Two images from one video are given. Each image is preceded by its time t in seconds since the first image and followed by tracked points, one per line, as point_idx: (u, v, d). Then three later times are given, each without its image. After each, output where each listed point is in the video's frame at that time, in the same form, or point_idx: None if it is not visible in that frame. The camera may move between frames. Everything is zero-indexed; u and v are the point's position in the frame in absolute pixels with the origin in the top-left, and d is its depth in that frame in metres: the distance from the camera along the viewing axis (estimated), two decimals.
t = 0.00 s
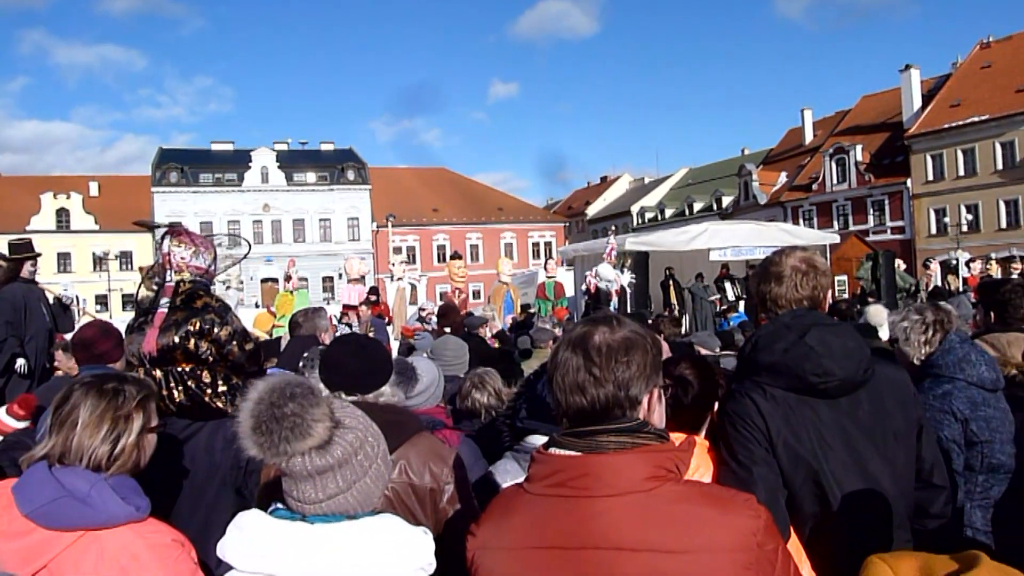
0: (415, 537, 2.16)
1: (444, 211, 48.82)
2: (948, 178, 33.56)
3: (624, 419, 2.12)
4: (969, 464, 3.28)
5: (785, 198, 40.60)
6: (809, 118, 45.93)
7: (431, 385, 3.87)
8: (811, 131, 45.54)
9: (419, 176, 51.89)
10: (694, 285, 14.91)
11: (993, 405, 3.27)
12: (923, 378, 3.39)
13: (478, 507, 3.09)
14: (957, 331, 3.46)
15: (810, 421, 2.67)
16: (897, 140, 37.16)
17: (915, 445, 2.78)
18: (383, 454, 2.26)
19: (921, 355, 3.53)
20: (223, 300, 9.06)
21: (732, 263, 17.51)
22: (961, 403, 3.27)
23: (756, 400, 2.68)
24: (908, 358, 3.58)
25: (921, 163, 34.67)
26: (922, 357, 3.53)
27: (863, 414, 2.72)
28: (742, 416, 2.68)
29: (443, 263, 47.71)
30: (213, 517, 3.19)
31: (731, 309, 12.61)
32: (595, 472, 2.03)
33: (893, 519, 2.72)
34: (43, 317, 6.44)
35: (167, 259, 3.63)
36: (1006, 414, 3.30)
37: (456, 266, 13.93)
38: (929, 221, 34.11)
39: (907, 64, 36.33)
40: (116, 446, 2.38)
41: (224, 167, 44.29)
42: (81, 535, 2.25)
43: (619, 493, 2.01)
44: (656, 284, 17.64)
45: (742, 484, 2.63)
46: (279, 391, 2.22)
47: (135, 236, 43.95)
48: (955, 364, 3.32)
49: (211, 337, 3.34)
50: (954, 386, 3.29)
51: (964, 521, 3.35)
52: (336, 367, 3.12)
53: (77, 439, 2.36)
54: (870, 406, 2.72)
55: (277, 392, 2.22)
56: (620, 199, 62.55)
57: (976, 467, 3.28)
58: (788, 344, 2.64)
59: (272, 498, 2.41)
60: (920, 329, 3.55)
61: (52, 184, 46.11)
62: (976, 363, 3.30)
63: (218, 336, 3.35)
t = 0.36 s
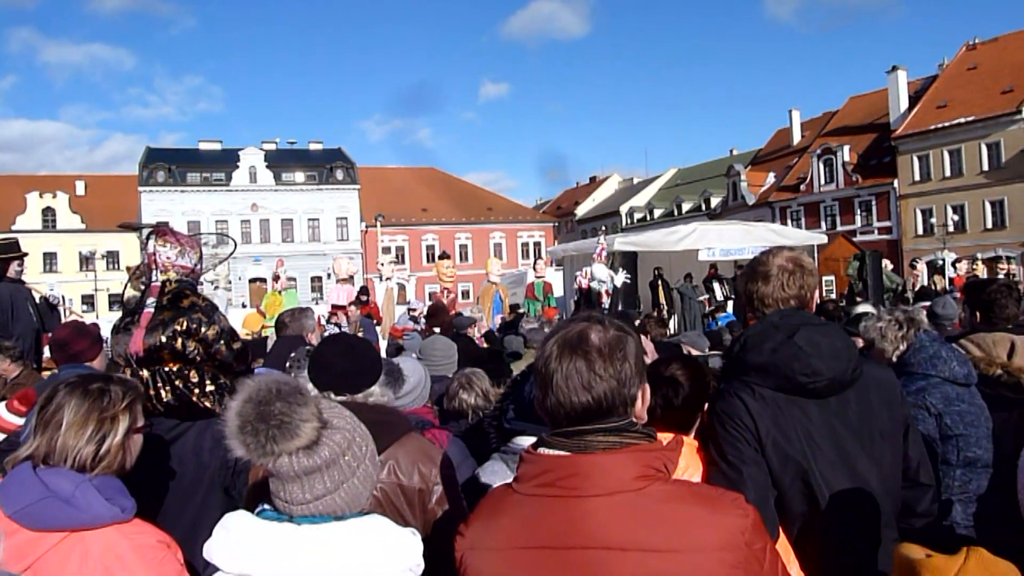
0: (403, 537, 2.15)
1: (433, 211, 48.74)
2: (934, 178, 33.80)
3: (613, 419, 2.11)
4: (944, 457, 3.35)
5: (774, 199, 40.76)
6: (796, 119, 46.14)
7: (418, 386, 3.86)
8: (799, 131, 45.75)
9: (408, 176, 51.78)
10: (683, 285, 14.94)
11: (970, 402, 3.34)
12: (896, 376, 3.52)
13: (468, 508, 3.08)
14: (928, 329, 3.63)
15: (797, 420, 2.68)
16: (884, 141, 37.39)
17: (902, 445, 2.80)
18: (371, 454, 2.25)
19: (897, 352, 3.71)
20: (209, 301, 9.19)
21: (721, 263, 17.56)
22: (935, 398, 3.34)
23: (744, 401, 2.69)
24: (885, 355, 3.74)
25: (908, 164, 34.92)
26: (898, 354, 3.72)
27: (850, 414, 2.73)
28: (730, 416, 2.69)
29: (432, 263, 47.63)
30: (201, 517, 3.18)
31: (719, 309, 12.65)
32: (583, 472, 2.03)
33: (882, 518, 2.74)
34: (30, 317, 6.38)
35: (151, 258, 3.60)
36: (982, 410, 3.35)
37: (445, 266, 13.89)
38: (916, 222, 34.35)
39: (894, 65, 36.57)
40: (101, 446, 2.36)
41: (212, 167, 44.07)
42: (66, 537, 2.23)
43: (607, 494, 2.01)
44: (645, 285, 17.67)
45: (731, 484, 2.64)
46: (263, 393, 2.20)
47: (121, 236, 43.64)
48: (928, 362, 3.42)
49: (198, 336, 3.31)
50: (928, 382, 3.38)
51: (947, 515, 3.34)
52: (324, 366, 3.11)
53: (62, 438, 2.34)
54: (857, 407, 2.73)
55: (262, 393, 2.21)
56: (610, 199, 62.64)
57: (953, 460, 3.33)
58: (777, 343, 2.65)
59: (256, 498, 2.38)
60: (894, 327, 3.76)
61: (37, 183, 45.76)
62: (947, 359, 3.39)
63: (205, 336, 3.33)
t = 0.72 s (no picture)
0: (391, 539, 2.15)
1: (423, 212, 48.69)
2: (921, 180, 34.05)
3: (600, 420, 2.12)
4: (926, 453, 3.36)
5: (762, 200, 40.96)
6: (785, 122, 46.40)
7: (408, 388, 3.84)
8: (787, 134, 45.98)
9: (397, 176, 51.72)
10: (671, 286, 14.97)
11: (950, 401, 3.37)
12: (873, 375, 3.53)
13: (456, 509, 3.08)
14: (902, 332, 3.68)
15: (784, 422, 2.69)
16: (871, 144, 37.65)
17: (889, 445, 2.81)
18: (360, 457, 2.25)
19: (872, 354, 3.72)
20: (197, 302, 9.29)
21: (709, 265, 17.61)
22: (914, 396, 3.37)
23: (734, 402, 2.70)
24: (860, 356, 3.74)
25: (895, 166, 35.18)
26: (874, 356, 3.72)
27: (837, 414, 2.75)
28: (718, 415, 2.70)
29: (422, 264, 47.59)
30: (188, 519, 3.18)
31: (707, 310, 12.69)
32: (571, 472, 2.04)
33: (868, 517, 2.76)
34: (16, 318, 6.31)
35: (138, 259, 3.58)
36: (960, 408, 3.38)
37: (435, 266, 13.85)
38: (903, 224, 34.61)
39: (881, 68, 36.83)
40: (87, 448, 2.35)
41: (200, 167, 43.87)
42: (51, 539, 2.21)
43: (594, 494, 2.02)
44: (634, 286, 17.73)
45: (720, 485, 2.66)
46: (252, 394, 2.20)
47: (108, 236, 43.39)
48: (903, 362, 3.46)
49: (185, 338, 3.28)
50: (906, 380, 3.42)
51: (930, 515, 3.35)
52: (313, 367, 3.10)
53: (49, 440, 2.33)
54: (844, 407, 2.75)
55: (251, 394, 2.20)
56: (599, 201, 62.78)
57: (933, 455, 3.35)
58: (765, 345, 2.66)
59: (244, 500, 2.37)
60: (868, 331, 3.79)
61: (22, 182, 45.40)
62: (922, 358, 3.43)
63: (192, 337, 3.30)
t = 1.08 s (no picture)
0: (377, 540, 2.14)
1: (412, 212, 48.61)
2: (908, 180, 34.28)
3: (587, 418, 2.12)
4: (914, 451, 3.37)
5: (750, 200, 41.12)
6: (773, 121, 46.57)
7: (401, 388, 3.80)
8: (776, 133, 46.17)
9: (386, 176, 51.59)
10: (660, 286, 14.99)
11: (937, 399, 3.39)
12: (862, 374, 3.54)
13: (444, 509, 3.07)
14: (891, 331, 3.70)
15: (771, 420, 2.71)
16: (858, 144, 37.87)
17: (874, 443, 2.83)
18: (346, 456, 2.24)
19: (862, 352, 3.74)
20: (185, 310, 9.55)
21: (698, 264, 17.65)
22: (901, 395, 3.38)
23: (719, 400, 2.72)
24: (849, 355, 3.76)
25: (882, 166, 35.41)
26: (863, 355, 3.74)
27: (824, 413, 2.76)
28: (704, 413, 2.72)
29: (411, 263, 47.53)
30: (175, 521, 3.16)
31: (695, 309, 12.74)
32: (559, 471, 2.04)
33: (855, 515, 2.77)
34: None
35: (124, 260, 3.53)
36: (946, 404, 3.40)
37: (424, 266, 13.83)
38: (890, 223, 34.83)
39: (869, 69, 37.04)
40: (70, 450, 2.33)
41: (188, 166, 43.61)
42: (34, 543, 2.18)
43: (583, 493, 2.02)
44: (624, 285, 17.77)
45: (707, 482, 2.67)
46: (238, 393, 2.19)
47: (94, 236, 43.10)
48: (892, 360, 3.46)
49: (169, 338, 3.26)
50: (895, 379, 3.42)
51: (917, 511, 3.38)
52: (301, 368, 3.09)
53: (31, 443, 2.31)
54: (830, 406, 2.77)
55: (235, 394, 2.18)
56: (588, 200, 62.84)
57: (921, 453, 3.36)
58: (751, 343, 2.67)
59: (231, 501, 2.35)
60: (858, 330, 3.80)
61: (8, 182, 45.04)
62: (909, 357, 3.44)
63: (176, 338, 3.27)
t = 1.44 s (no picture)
0: (362, 541, 2.12)
1: (399, 210, 48.49)
2: (893, 178, 34.51)
3: (572, 418, 2.11)
4: (900, 448, 3.38)
5: (737, 198, 41.27)
6: (760, 120, 46.74)
7: (387, 388, 3.80)
8: (762, 132, 46.35)
9: (373, 175, 51.42)
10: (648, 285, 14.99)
11: (924, 396, 3.40)
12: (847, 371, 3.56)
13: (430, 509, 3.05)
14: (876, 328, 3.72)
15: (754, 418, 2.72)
16: (844, 142, 38.09)
17: (861, 443, 2.82)
18: (329, 457, 2.22)
19: (847, 350, 3.76)
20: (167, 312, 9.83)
21: (685, 262, 17.66)
22: (888, 392, 3.38)
23: (700, 396, 2.74)
24: (836, 352, 3.77)
25: (867, 164, 35.63)
26: (849, 352, 3.76)
27: (807, 411, 2.76)
28: (686, 410, 2.74)
29: (398, 263, 47.43)
30: (154, 523, 3.13)
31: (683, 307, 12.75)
32: (543, 471, 2.03)
33: (840, 513, 2.77)
34: None
35: (118, 258, 3.64)
36: (933, 402, 3.41)
37: (412, 265, 13.77)
38: (875, 220, 35.04)
39: (854, 68, 37.25)
40: (49, 453, 2.31)
41: (173, 166, 43.30)
42: (12, 547, 2.14)
43: (566, 494, 2.01)
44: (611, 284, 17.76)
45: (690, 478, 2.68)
46: (219, 394, 2.16)
47: (79, 236, 42.74)
48: (878, 357, 3.47)
49: (149, 340, 3.23)
50: (881, 376, 3.43)
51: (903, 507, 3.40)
52: (285, 367, 3.07)
53: (9, 447, 2.28)
54: (813, 403, 2.76)
55: (216, 395, 2.16)
56: (576, 199, 62.87)
57: (907, 450, 3.37)
58: (732, 341, 2.68)
59: (212, 505, 2.33)
60: (843, 327, 3.82)
61: None
62: (896, 354, 3.44)
63: (156, 340, 3.25)
